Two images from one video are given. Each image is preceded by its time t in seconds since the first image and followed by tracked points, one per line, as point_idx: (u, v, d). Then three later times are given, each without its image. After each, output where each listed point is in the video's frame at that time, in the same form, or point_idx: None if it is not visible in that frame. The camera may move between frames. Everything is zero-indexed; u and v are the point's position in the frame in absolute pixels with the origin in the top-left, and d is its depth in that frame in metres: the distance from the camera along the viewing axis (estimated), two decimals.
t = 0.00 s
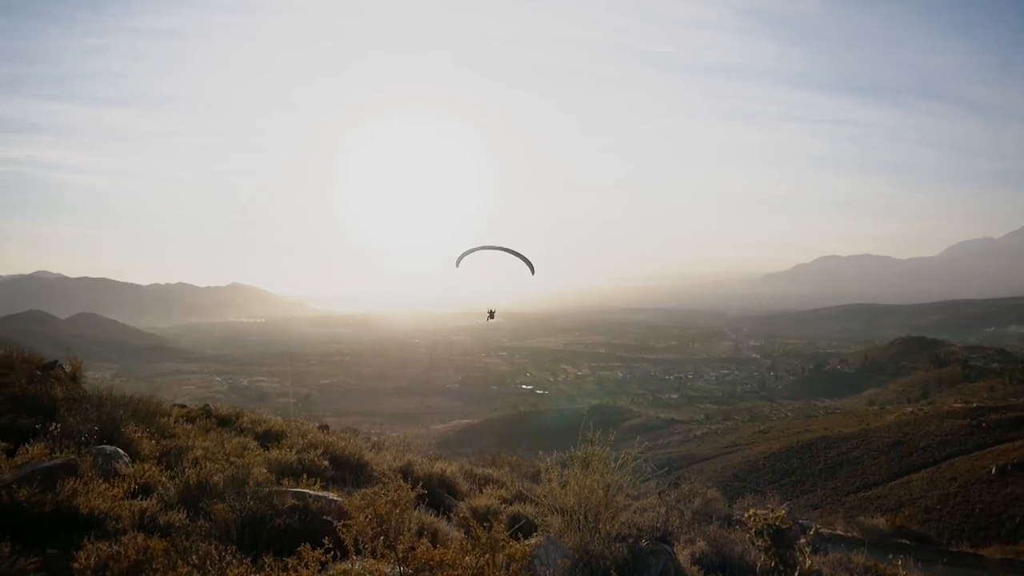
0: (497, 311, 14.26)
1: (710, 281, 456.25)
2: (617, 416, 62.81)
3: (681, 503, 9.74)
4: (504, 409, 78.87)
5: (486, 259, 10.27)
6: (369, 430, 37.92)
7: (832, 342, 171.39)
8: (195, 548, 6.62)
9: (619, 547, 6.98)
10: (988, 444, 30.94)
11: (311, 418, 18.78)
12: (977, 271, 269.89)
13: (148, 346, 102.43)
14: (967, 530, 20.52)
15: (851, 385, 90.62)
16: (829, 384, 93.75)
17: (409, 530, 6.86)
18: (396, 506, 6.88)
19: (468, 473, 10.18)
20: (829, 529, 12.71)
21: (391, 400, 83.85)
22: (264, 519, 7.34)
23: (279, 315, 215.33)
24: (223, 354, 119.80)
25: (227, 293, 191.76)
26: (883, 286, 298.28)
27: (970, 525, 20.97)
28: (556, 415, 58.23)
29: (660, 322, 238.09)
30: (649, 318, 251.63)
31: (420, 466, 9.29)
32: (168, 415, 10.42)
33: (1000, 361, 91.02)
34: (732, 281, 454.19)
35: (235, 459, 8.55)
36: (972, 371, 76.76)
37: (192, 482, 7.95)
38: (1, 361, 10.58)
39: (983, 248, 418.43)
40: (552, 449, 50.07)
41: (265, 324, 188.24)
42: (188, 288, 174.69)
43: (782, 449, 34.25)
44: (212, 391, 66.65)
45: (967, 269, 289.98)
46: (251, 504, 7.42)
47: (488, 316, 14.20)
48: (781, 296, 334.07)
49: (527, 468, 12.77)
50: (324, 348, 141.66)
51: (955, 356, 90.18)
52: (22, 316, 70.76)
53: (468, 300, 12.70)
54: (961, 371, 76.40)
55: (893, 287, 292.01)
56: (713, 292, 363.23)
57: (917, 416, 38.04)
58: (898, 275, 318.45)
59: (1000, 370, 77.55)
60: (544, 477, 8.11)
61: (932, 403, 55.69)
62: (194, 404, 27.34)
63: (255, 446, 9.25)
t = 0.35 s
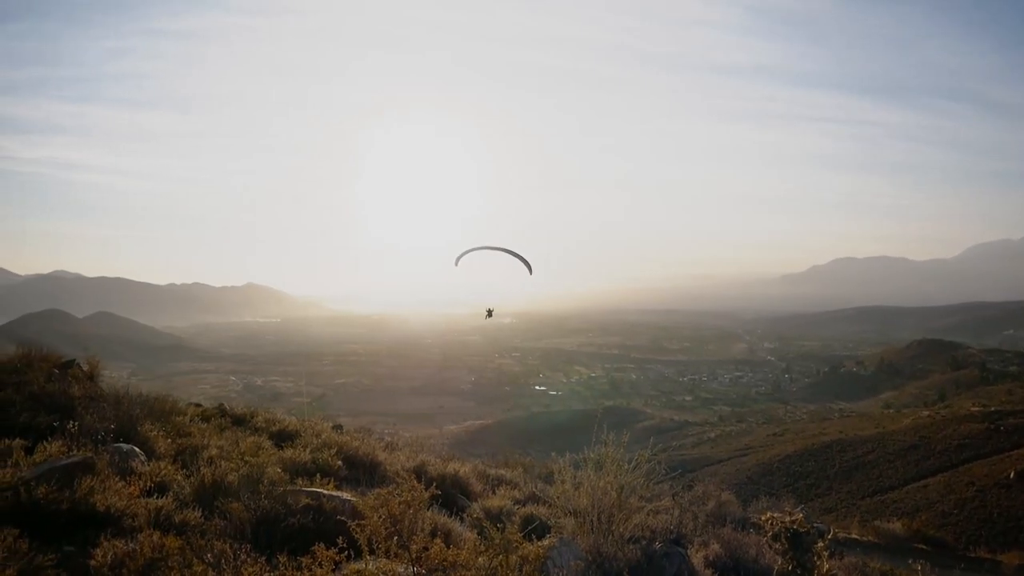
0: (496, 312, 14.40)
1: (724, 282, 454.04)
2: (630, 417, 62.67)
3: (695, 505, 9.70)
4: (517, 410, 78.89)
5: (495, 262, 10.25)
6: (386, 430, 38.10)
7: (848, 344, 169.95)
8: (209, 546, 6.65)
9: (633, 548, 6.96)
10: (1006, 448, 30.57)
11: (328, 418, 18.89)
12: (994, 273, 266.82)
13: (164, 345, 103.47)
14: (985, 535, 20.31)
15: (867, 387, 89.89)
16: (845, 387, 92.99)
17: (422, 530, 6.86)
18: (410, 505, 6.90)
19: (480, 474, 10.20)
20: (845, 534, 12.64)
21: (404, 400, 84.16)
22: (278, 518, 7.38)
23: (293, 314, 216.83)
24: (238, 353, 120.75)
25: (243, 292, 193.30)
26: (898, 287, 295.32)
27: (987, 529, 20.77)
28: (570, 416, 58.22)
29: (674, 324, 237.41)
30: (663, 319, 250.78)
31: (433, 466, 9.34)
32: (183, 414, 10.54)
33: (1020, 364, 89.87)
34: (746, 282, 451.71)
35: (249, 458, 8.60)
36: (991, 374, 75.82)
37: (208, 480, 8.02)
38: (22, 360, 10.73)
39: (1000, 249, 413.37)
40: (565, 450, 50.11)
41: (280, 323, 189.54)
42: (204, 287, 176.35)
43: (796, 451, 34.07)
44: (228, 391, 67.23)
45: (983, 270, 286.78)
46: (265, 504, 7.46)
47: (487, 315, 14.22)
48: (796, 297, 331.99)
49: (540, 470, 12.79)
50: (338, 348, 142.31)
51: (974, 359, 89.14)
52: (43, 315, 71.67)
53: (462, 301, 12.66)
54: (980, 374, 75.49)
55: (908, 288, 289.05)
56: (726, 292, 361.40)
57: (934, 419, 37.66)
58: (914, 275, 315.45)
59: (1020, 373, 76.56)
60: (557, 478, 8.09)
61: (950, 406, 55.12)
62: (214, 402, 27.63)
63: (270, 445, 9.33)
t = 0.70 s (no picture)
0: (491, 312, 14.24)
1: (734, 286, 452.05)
2: (641, 422, 62.44)
3: (705, 510, 9.65)
4: (527, 414, 78.77)
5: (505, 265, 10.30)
6: (398, 434, 38.08)
7: (860, 349, 168.69)
8: (220, 549, 6.68)
9: (644, 554, 6.91)
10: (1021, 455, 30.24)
11: (338, 421, 18.98)
12: (1007, 276, 264.39)
13: (175, 348, 104.02)
14: (998, 541, 20.11)
15: (879, 392, 89.25)
16: (857, 392, 92.33)
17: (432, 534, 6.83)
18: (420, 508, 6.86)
19: (491, 478, 10.19)
20: (859, 540, 12.54)
21: (414, 404, 84.21)
22: (289, 521, 7.39)
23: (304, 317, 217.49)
24: (249, 356, 121.23)
25: (254, 296, 194.10)
26: (910, 291, 293.07)
27: (1002, 536, 20.55)
28: (580, 420, 58.07)
29: (684, 328, 236.46)
30: (673, 323, 249.92)
31: (443, 470, 9.35)
32: (194, 418, 10.58)
33: None
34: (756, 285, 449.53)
35: (260, 461, 8.63)
36: (1006, 380, 75.07)
37: (218, 483, 8.03)
38: (34, 363, 10.81)
39: (1013, 251, 409.35)
40: (575, 455, 49.96)
41: (290, 326, 190.04)
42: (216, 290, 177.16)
43: (808, 457, 33.85)
44: (239, 394, 67.49)
45: (996, 273, 284.05)
46: (275, 507, 7.48)
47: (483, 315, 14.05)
48: (806, 300, 330.11)
49: (550, 474, 12.79)
50: (348, 352, 142.56)
51: (988, 364, 88.32)
52: (55, 319, 72.12)
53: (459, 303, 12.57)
54: (994, 379, 74.77)
55: (920, 292, 286.60)
56: (736, 295, 359.45)
57: (948, 425, 37.33)
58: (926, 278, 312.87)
59: None
60: (567, 483, 8.06)
61: (964, 412, 54.63)
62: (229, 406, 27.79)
63: (280, 448, 9.37)
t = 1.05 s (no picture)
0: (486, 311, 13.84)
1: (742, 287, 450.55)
2: (649, 422, 62.32)
3: (712, 510, 9.65)
4: (534, 414, 78.71)
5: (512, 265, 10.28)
6: (409, 433, 38.19)
7: (870, 350, 167.79)
8: (231, 546, 6.72)
9: (652, 555, 6.92)
10: None
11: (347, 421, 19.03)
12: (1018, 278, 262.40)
13: (183, 348, 104.45)
14: (1007, 544, 19.97)
15: (888, 394, 88.78)
16: (866, 393, 91.84)
17: (441, 534, 6.76)
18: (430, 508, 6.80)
19: (499, 478, 10.21)
20: (866, 542, 12.60)
21: (422, 404, 84.37)
22: (298, 520, 7.43)
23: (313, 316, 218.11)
24: (258, 356, 121.64)
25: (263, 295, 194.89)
26: (920, 292, 291.30)
27: (1015, 539, 20.39)
28: (588, 420, 58.02)
29: (692, 329, 235.75)
30: (681, 324, 249.22)
31: (451, 470, 9.39)
32: (203, 416, 10.63)
33: None
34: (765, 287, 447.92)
35: (269, 460, 8.68)
36: (1017, 382, 74.49)
37: (228, 482, 8.07)
38: (46, 361, 10.88)
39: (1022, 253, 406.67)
40: (583, 455, 49.95)
41: (298, 326, 190.62)
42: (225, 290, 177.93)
43: (817, 458, 33.74)
44: (248, 393, 67.75)
45: (1006, 274, 282.18)
46: (284, 506, 7.50)
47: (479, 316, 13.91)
48: (815, 302, 328.66)
49: (558, 474, 12.82)
50: (357, 352, 142.86)
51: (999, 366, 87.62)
52: (67, 318, 72.60)
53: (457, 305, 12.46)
54: (1005, 381, 74.20)
55: (930, 292, 284.78)
56: (744, 296, 358.19)
57: (958, 427, 37.18)
58: (935, 278, 311.13)
59: None
60: (576, 483, 8.07)
61: (974, 413, 54.32)
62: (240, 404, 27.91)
63: (289, 447, 9.43)
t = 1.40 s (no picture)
0: (480, 307, 13.67)
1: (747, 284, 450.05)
2: (653, 420, 62.32)
3: (716, 507, 9.66)
4: (539, 411, 78.83)
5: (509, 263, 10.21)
6: (415, 429, 38.17)
7: (875, 348, 167.42)
8: (235, 543, 6.73)
9: (657, 552, 6.91)
10: None
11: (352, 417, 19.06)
12: None
13: (188, 345, 104.83)
14: (1013, 542, 19.88)
15: (893, 391, 88.63)
16: (870, 390, 91.72)
17: (445, 530, 6.75)
18: (434, 504, 6.75)
19: (503, 475, 10.21)
20: (869, 538, 12.62)
21: (427, 400, 84.56)
22: (303, 516, 7.46)
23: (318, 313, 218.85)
24: (263, 352, 122.12)
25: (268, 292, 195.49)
26: (925, 289, 290.43)
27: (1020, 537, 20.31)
28: (592, 417, 58.06)
29: (696, 326, 235.80)
30: (685, 321, 249.10)
31: (455, 466, 9.41)
32: (208, 413, 10.67)
33: None
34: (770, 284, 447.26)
35: (275, 457, 8.72)
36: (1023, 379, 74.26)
37: (233, 478, 8.09)
38: (52, 359, 10.94)
39: None
40: (586, 451, 50.05)
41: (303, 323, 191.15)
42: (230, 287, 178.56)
43: (821, 455, 33.70)
44: (253, 390, 68.01)
45: (1011, 271, 281.00)
46: (289, 502, 7.52)
47: (474, 310, 13.86)
48: (820, 300, 328.08)
49: (562, 471, 12.83)
50: (361, 349, 143.24)
51: (1005, 364, 87.38)
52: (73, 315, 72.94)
53: (453, 302, 12.35)
54: (1011, 379, 73.97)
55: (936, 290, 283.89)
56: (749, 291, 357.33)
57: (962, 424, 37.14)
58: (940, 274, 309.95)
59: None
60: (579, 480, 8.07)
61: (980, 411, 54.19)
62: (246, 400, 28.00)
63: (294, 444, 9.45)
